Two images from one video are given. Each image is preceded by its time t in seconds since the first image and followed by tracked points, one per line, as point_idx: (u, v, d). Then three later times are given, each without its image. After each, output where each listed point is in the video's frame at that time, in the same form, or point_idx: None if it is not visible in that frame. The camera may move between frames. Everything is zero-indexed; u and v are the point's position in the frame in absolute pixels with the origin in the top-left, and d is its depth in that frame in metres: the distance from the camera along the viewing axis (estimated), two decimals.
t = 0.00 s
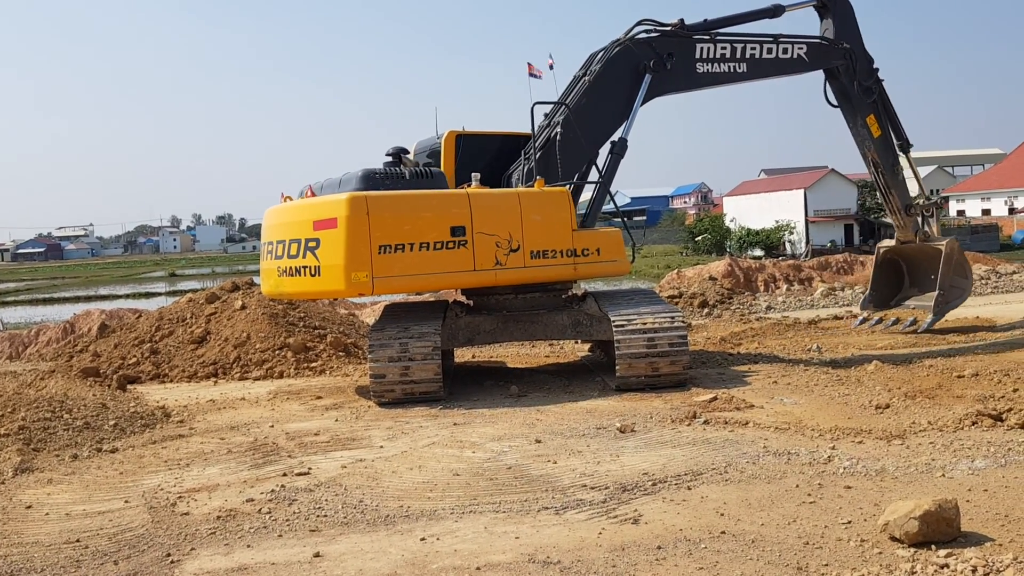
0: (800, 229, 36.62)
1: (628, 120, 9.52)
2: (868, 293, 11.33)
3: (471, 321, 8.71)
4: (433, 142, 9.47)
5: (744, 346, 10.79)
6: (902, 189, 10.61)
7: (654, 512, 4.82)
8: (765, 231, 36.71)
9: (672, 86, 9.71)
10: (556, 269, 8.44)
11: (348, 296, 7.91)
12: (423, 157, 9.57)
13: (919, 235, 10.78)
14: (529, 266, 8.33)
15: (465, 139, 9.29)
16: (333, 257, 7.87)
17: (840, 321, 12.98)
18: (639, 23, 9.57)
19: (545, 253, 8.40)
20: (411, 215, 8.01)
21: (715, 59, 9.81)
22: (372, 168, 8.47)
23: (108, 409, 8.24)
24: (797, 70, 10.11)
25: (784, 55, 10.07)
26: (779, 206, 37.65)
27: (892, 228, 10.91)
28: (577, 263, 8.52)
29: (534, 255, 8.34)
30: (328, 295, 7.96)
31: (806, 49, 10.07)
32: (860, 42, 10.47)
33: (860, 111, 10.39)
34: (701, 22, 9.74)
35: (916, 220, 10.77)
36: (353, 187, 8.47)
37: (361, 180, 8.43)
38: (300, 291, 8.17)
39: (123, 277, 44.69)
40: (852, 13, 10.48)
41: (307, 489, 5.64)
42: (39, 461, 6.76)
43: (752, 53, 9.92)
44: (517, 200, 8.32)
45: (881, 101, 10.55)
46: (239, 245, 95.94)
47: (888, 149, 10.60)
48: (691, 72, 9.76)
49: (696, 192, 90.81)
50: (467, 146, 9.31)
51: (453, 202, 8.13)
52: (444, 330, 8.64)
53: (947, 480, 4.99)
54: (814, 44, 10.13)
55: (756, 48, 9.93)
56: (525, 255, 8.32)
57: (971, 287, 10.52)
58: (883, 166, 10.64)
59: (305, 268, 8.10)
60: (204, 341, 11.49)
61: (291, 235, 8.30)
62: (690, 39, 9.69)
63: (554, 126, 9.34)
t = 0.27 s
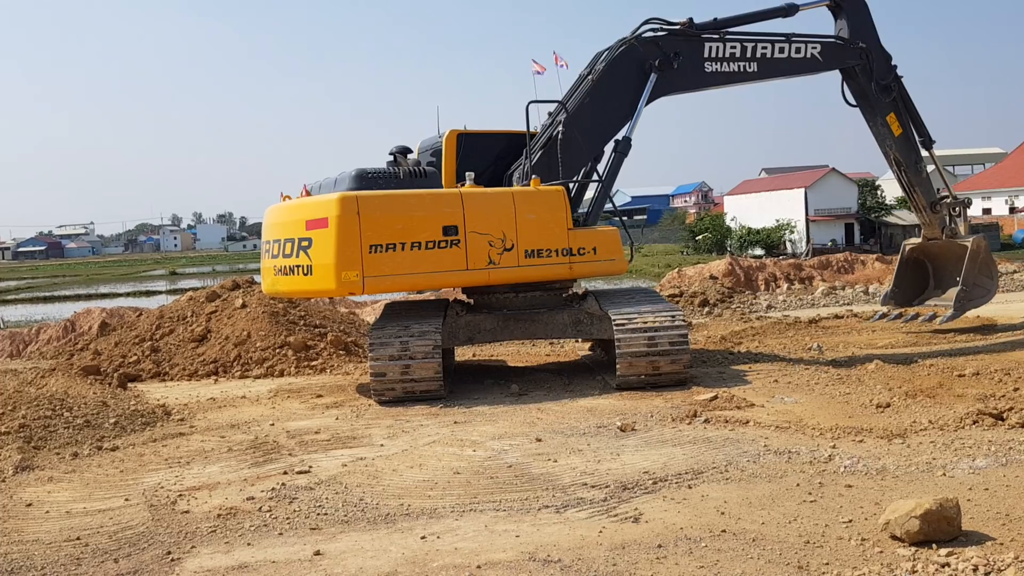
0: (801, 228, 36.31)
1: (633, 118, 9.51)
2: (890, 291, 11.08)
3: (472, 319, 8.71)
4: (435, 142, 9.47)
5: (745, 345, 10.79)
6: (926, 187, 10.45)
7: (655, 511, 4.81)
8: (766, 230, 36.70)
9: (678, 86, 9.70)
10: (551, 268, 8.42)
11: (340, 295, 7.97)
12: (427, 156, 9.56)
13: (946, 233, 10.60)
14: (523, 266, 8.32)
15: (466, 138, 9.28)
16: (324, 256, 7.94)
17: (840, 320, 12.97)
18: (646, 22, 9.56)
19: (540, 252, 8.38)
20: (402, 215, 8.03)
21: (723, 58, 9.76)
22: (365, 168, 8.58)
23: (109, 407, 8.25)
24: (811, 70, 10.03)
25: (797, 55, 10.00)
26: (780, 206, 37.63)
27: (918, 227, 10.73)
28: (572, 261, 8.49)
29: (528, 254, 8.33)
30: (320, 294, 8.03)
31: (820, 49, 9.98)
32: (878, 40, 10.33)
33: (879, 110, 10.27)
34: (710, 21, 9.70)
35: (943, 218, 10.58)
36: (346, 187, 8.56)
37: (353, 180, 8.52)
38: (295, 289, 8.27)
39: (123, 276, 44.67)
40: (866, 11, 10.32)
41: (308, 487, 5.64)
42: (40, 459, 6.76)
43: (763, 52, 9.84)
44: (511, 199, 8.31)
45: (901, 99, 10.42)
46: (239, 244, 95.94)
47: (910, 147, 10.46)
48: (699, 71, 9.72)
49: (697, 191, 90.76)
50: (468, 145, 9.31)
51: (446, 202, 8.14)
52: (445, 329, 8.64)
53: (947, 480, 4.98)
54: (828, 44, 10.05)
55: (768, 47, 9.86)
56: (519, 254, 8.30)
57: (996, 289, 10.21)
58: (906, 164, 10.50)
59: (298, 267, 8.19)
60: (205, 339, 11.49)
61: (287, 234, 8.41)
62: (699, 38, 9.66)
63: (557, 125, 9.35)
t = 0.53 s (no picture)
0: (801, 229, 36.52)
1: (638, 121, 9.48)
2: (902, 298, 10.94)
3: (472, 320, 8.70)
4: (438, 143, 9.44)
5: (745, 346, 10.78)
6: (946, 196, 10.29)
7: (655, 512, 4.81)
8: (766, 231, 36.69)
9: (687, 89, 9.65)
10: (546, 269, 8.40)
11: (331, 296, 8.05)
12: (430, 157, 9.53)
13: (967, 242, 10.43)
14: (516, 266, 8.31)
15: (469, 138, 9.27)
16: (316, 257, 8.02)
17: (841, 321, 12.97)
18: (655, 25, 9.54)
19: (534, 253, 8.35)
20: (394, 216, 8.07)
21: (735, 62, 9.67)
22: (359, 169, 8.72)
23: (109, 407, 8.25)
24: (826, 75, 9.90)
25: (811, 60, 9.87)
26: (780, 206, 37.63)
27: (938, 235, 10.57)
28: (567, 262, 8.47)
29: (522, 255, 8.32)
30: (312, 294, 8.12)
31: (835, 54, 9.84)
32: (897, 45, 10.17)
33: (897, 118, 10.11)
34: (721, 24, 9.64)
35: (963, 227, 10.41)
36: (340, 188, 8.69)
37: (347, 181, 8.66)
38: (291, 289, 8.38)
39: (123, 275, 44.65)
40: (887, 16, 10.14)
41: (308, 488, 5.63)
42: (40, 459, 6.76)
43: (776, 57, 9.73)
44: (505, 200, 8.29)
45: (921, 105, 10.23)
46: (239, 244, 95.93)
47: (929, 155, 10.29)
48: (708, 74, 9.66)
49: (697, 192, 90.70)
50: (468, 146, 9.28)
51: (438, 202, 8.16)
52: (445, 329, 8.64)
53: (948, 481, 4.98)
54: (844, 48, 9.90)
55: (781, 51, 9.75)
56: (513, 254, 8.29)
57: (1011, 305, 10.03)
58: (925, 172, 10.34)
59: (293, 268, 8.31)
60: (205, 339, 11.49)
61: (284, 235, 8.53)
62: (709, 41, 9.61)
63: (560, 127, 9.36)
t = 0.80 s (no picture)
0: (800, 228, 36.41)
1: (641, 123, 9.48)
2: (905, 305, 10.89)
3: (472, 319, 8.71)
4: (439, 143, 9.43)
5: (745, 346, 10.78)
6: (955, 206, 10.17)
7: (654, 512, 4.81)
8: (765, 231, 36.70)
9: (691, 92, 9.64)
10: (543, 269, 8.39)
11: (326, 295, 8.06)
12: (431, 157, 9.51)
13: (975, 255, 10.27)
14: (513, 266, 8.30)
15: (469, 139, 9.26)
16: (311, 257, 8.04)
17: (840, 322, 12.97)
18: (660, 27, 9.54)
19: (531, 253, 8.35)
20: (390, 215, 8.07)
21: (740, 65, 9.66)
22: (356, 169, 8.79)
23: (109, 407, 8.24)
24: (833, 81, 9.90)
25: (818, 66, 9.88)
26: (780, 207, 37.64)
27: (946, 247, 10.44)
28: (564, 262, 8.46)
29: (518, 254, 8.31)
30: (308, 293, 8.14)
31: (844, 60, 9.85)
32: (908, 52, 10.13)
33: (907, 125, 10.03)
34: (729, 28, 9.62)
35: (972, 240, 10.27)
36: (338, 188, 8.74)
37: (345, 181, 8.73)
38: (287, 289, 8.41)
39: (122, 275, 44.63)
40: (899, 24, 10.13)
41: (307, 487, 5.63)
42: (39, 458, 6.76)
43: (783, 62, 9.73)
44: (502, 200, 8.29)
45: (931, 114, 10.17)
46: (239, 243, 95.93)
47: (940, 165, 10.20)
48: (713, 77, 9.65)
49: (697, 192, 90.71)
50: (469, 146, 9.27)
51: (435, 202, 8.16)
52: (444, 329, 8.64)
53: (947, 482, 4.98)
54: (853, 55, 9.89)
55: (788, 56, 9.75)
56: (509, 254, 8.29)
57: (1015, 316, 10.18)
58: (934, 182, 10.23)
59: (290, 267, 8.33)
60: (204, 339, 11.49)
61: (281, 234, 8.55)
62: (715, 45, 9.60)
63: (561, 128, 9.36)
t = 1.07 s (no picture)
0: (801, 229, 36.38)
1: (642, 124, 9.48)
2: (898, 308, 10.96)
3: (473, 320, 8.71)
4: (441, 144, 9.43)
5: (745, 347, 10.78)
6: (949, 210, 10.19)
7: (655, 513, 4.81)
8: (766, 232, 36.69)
9: (692, 92, 9.63)
10: (544, 269, 8.39)
11: (327, 296, 8.06)
12: (432, 157, 9.51)
13: (968, 260, 10.30)
14: (514, 267, 8.30)
15: (469, 139, 9.26)
16: (312, 257, 8.04)
17: (841, 323, 12.96)
18: (661, 29, 9.54)
19: (532, 253, 8.35)
20: (390, 216, 8.08)
21: (741, 66, 9.66)
22: (357, 170, 8.79)
23: (110, 407, 8.24)
24: (834, 82, 9.90)
25: (819, 66, 9.88)
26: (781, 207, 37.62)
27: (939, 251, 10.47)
28: (565, 262, 8.46)
29: (519, 255, 8.31)
30: (308, 294, 8.14)
31: (844, 61, 9.85)
32: (909, 54, 10.12)
33: (904, 127, 10.06)
34: (729, 28, 9.62)
35: (966, 245, 10.29)
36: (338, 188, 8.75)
37: (346, 181, 8.74)
38: (288, 290, 8.41)
39: (124, 275, 44.64)
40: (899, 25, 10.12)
41: (308, 488, 5.64)
42: (40, 459, 6.76)
43: (783, 63, 9.73)
44: (503, 201, 8.29)
45: (930, 117, 10.18)
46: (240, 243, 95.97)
47: (936, 168, 10.23)
48: (714, 77, 9.64)
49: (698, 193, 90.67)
50: (470, 147, 9.28)
51: (435, 203, 8.16)
52: (445, 330, 8.64)
53: (948, 483, 4.98)
54: (853, 55, 9.89)
55: (789, 57, 9.74)
56: (510, 255, 8.29)
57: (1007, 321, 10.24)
58: (930, 185, 10.26)
59: (291, 268, 8.34)
60: (205, 339, 11.49)
61: (282, 235, 8.56)
62: (715, 45, 9.60)
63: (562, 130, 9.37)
